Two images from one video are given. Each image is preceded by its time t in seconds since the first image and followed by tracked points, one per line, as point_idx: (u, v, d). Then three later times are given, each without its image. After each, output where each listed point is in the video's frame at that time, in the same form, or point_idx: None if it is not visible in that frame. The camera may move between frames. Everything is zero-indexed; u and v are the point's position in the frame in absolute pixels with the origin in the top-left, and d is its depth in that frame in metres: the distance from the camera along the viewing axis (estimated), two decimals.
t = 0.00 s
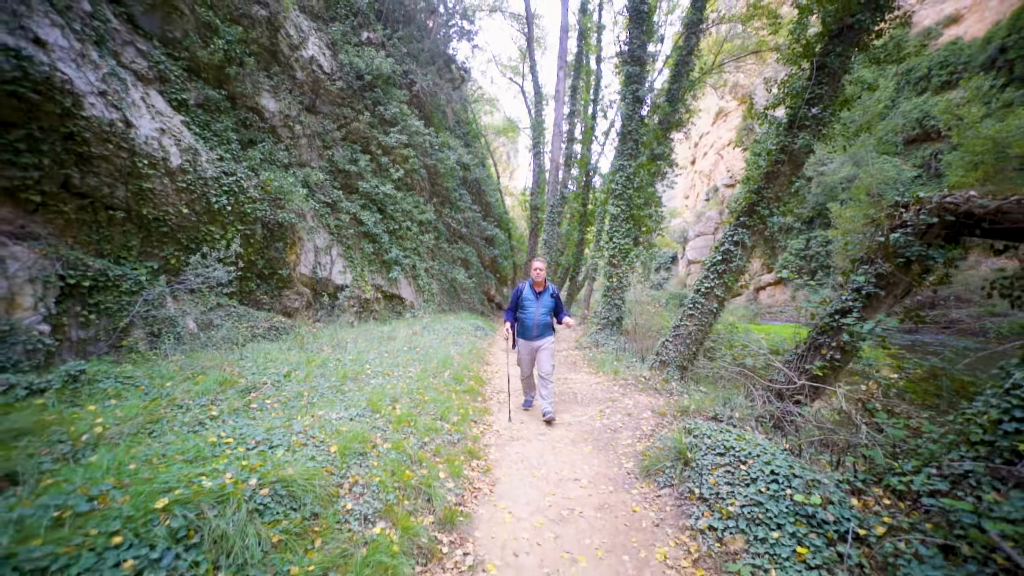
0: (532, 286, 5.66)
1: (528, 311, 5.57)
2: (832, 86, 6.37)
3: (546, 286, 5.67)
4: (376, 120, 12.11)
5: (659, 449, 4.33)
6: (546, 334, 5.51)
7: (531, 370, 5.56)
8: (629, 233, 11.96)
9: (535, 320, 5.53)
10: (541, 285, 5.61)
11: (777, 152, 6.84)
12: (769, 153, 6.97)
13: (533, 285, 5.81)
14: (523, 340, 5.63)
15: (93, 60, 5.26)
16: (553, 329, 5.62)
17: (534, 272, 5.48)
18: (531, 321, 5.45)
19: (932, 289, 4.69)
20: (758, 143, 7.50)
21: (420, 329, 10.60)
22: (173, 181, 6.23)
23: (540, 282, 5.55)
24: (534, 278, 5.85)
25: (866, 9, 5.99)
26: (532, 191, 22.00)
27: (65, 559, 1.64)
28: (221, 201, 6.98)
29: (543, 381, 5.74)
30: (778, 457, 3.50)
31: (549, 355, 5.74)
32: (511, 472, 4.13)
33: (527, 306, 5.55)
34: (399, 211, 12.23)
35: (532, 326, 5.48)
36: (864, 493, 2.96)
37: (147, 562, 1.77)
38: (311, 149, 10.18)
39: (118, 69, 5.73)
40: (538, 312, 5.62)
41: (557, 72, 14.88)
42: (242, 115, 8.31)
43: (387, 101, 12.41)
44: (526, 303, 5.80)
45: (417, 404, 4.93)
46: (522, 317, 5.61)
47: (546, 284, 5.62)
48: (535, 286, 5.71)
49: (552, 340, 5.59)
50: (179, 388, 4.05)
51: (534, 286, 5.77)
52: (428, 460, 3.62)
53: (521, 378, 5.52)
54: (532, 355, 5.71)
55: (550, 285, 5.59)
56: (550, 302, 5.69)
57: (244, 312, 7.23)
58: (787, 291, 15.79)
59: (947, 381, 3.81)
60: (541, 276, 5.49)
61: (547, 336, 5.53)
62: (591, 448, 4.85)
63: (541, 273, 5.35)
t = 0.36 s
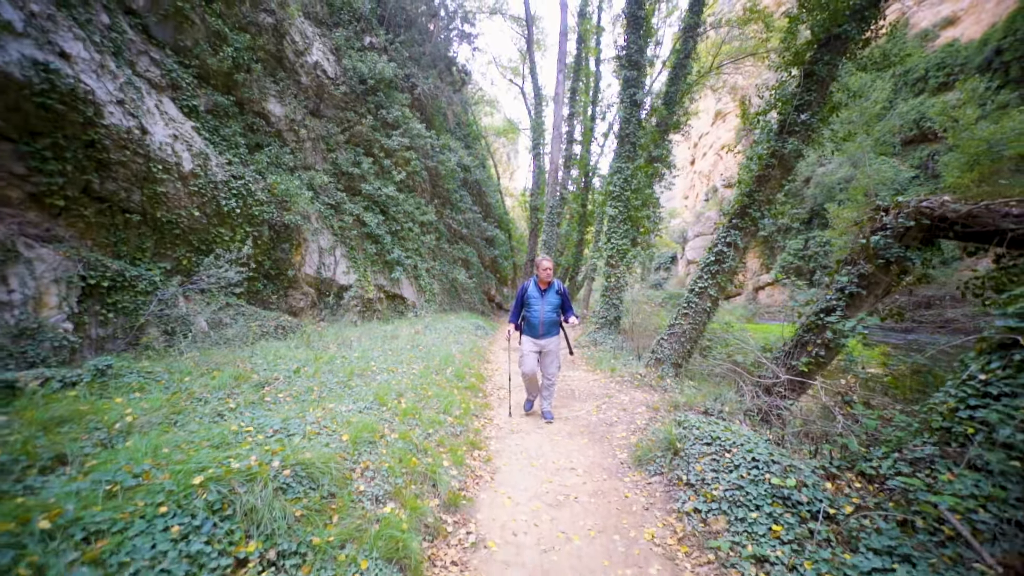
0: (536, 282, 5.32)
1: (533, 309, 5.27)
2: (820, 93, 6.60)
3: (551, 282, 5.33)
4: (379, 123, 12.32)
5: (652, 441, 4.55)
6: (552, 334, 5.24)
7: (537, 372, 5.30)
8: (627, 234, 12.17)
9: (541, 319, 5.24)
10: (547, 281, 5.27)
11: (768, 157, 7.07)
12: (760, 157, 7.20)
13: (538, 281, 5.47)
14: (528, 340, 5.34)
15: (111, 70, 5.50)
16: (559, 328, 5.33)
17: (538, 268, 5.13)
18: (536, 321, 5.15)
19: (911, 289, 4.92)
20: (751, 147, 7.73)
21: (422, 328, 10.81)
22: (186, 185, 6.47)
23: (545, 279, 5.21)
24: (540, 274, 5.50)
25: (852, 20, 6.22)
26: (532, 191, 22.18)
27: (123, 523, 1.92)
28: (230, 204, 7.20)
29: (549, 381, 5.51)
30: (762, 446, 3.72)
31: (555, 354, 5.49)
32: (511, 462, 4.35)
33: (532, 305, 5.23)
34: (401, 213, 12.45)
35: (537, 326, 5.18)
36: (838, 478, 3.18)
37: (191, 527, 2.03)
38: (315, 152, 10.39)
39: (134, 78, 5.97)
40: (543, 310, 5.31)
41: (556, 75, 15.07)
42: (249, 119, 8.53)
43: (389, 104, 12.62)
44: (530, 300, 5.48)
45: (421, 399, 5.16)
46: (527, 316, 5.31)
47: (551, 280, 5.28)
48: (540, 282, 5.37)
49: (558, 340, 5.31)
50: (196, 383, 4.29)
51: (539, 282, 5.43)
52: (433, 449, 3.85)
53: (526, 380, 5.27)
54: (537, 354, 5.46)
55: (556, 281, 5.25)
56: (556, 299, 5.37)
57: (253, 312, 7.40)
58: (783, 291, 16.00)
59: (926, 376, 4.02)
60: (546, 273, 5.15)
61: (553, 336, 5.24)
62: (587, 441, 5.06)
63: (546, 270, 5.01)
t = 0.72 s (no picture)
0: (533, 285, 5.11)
1: (532, 313, 5.04)
2: (808, 100, 6.84)
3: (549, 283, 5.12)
4: (381, 125, 12.53)
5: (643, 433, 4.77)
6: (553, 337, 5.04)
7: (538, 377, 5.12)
8: (624, 235, 12.37)
9: (540, 323, 5.04)
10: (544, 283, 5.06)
11: (759, 161, 7.29)
12: (751, 161, 7.42)
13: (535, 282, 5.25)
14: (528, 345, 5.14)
15: (126, 77, 5.72)
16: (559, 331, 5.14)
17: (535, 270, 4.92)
18: (536, 326, 4.95)
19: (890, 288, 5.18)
20: (743, 151, 7.95)
21: (423, 326, 11.02)
22: (195, 188, 6.69)
23: (543, 281, 4.99)
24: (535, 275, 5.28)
25: (838, 29, 6.44)
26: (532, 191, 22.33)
27: (160, 497, 2.15)
28: (237, 205, 7.41)
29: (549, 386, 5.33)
30: (746, 437, 3.94)
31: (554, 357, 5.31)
32: (509, 453, 4.56)
33: (530, 309, 5.02)
34: (402, 214, 12.67)
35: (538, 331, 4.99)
36: (815, 465, 3.40)
37: (219, 502, 2.26)
38: (318, 155, 10.59)
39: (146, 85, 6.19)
40: (542, 313, 5.09)
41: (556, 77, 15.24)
42: (255, 123, 8.75)
43: (391, 107, 12.82)
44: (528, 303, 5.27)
45: (423, 393, 5.39)
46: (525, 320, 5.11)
47: (549, 281, 5.07)
48: (537, 285, 5.15)
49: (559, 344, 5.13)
50: (210, 377, 4.52)
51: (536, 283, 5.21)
52: (435, 439, 4.07)
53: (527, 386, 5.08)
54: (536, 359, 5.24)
55: (554, 283, 5.05)
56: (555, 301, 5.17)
57: (260, 310, 7.57)
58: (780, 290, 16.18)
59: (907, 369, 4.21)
60: (543, 275, 4.95)
61: (555, 340, 5.05)
62: (582, 433, 5.27)
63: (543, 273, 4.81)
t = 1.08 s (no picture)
0: (530, 283, 5.20)
1: (528, 311, 5.11)
2: (798, 106, 7.07)
3: (545, 282, 5.19)
4: (383, 128, 12.74)
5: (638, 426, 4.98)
6: (550, 335, 5.08)
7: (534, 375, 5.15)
8: (622, 236, 12.57)
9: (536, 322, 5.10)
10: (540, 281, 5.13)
11: (751, 165, 7.52)
12: (744, 164, 7.65)
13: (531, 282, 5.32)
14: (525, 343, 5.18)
15: (141, 85, 5.94)
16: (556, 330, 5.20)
17: (531, 268, 5.00)
18: (532, 324, 5.00)
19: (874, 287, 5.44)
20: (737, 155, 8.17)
21: (425, 326, 11.23)
22: (206, 191, 6.90)
23: (539, 280, 5.06)
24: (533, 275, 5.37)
25: (826, 37, 6.66)
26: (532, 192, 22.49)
27: (193, 477, 2.39)
28: (245, 207, 7.61)
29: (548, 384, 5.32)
30: (733, 429, 4.15)
31: (553, 356, 5.32)
32: (509, 445, 4.78)
33: (526, 307, 5.08)
34: (404, 215, 12.89)
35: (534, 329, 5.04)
36: (796, 453, 3.61)
37: (246, 482, 2.50)
38: (323, 157, 10.78)
39: (159, 91, 6.41)
40: (539, 312, 5.16)
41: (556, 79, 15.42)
42: (262, 127, 8.96)
43: (393, 110, 13.02)
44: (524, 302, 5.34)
45: (426, 388, 5.61)
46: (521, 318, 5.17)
47: (545, 280, 5.14)
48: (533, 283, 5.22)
49: (555, 342, 5.18)
50: (224, 372, 4.74)
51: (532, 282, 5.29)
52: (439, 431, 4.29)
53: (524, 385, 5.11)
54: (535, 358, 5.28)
55: (550, 281, 5.12)
56: (550, 300, 5.24)
57: (268, 309, 7.73)
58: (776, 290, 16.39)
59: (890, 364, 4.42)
60: (539, 274, 5.02)
61: (551, 337, 5.08)
62: (579, 427, 5.49)
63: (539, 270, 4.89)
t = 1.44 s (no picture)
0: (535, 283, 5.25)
1: (529, 310, 5.15)
2: (792, 111, 7.28)
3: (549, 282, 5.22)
4: (386, 130, 12.93)
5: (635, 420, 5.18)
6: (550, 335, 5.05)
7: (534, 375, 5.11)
8: (621, 236, 12.76)
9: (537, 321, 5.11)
10: (544, 282, 5.16)
11: (747, 167, 7.72)
12: (739, 167, 7.85)
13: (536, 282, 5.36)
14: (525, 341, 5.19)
15: (154, 90, 6.13)
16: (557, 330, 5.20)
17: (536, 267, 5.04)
18: (533, 322, 5.02)
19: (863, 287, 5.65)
20: (734, 157, 8.36)
21: (427, 324, 11.41)
22: (216, 192, 7.08)
23: (543, 279, 5.09)
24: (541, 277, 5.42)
25: (818, 44, 6.85)
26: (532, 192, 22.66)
27: (220, 461, 2.59)
28: (254, 209, 7.79)
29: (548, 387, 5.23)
30: (725, 422, 4.34)
31: (555, 358, 5.26)
32: (511, 437, 4.97)
33: (529, 305, 5.10)
34: (406, 215, 13.07)
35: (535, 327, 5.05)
36: (784, 444, 3.80)
37: (269, 465, 2.70)
38: (327, 158, 10.96)
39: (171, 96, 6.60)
40: (541, 312, 5.17)
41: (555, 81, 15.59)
42: (268, 129, 9.14)
43: (396, 112, 13.21)
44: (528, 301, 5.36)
45: (430, 384, 5.80)
46: (523, 317, 5.20)
47: (549, 280, 5.16)
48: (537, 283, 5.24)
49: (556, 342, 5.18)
50: (237, 368, 4.93)
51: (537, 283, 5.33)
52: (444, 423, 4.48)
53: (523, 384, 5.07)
54: (536, 358, 5.26)
55: (553, 282, 5.13)
56: (555, 301, 5.23)
57: (275, 308, 7.90)
58: (774, 289, 16.58)
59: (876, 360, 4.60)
60: (544, 273, 5.05)
61: (550, 338, 5.04)
62: (580, 421, 5.68)
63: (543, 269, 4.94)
